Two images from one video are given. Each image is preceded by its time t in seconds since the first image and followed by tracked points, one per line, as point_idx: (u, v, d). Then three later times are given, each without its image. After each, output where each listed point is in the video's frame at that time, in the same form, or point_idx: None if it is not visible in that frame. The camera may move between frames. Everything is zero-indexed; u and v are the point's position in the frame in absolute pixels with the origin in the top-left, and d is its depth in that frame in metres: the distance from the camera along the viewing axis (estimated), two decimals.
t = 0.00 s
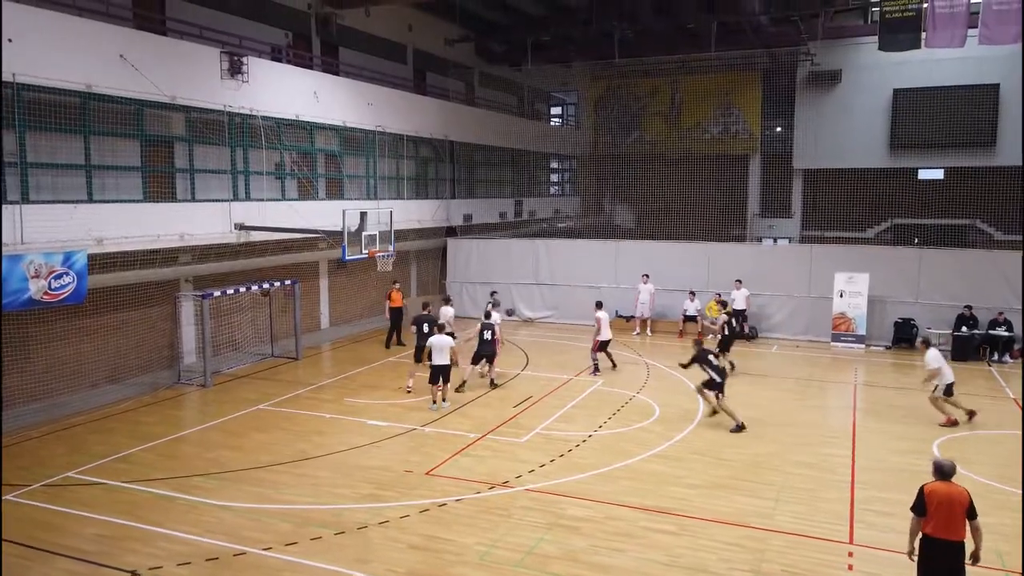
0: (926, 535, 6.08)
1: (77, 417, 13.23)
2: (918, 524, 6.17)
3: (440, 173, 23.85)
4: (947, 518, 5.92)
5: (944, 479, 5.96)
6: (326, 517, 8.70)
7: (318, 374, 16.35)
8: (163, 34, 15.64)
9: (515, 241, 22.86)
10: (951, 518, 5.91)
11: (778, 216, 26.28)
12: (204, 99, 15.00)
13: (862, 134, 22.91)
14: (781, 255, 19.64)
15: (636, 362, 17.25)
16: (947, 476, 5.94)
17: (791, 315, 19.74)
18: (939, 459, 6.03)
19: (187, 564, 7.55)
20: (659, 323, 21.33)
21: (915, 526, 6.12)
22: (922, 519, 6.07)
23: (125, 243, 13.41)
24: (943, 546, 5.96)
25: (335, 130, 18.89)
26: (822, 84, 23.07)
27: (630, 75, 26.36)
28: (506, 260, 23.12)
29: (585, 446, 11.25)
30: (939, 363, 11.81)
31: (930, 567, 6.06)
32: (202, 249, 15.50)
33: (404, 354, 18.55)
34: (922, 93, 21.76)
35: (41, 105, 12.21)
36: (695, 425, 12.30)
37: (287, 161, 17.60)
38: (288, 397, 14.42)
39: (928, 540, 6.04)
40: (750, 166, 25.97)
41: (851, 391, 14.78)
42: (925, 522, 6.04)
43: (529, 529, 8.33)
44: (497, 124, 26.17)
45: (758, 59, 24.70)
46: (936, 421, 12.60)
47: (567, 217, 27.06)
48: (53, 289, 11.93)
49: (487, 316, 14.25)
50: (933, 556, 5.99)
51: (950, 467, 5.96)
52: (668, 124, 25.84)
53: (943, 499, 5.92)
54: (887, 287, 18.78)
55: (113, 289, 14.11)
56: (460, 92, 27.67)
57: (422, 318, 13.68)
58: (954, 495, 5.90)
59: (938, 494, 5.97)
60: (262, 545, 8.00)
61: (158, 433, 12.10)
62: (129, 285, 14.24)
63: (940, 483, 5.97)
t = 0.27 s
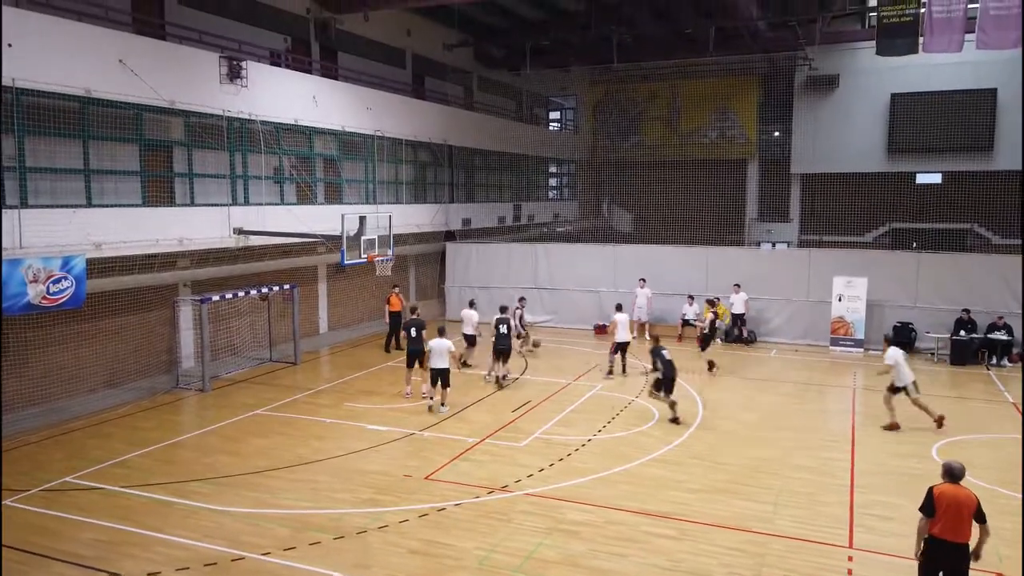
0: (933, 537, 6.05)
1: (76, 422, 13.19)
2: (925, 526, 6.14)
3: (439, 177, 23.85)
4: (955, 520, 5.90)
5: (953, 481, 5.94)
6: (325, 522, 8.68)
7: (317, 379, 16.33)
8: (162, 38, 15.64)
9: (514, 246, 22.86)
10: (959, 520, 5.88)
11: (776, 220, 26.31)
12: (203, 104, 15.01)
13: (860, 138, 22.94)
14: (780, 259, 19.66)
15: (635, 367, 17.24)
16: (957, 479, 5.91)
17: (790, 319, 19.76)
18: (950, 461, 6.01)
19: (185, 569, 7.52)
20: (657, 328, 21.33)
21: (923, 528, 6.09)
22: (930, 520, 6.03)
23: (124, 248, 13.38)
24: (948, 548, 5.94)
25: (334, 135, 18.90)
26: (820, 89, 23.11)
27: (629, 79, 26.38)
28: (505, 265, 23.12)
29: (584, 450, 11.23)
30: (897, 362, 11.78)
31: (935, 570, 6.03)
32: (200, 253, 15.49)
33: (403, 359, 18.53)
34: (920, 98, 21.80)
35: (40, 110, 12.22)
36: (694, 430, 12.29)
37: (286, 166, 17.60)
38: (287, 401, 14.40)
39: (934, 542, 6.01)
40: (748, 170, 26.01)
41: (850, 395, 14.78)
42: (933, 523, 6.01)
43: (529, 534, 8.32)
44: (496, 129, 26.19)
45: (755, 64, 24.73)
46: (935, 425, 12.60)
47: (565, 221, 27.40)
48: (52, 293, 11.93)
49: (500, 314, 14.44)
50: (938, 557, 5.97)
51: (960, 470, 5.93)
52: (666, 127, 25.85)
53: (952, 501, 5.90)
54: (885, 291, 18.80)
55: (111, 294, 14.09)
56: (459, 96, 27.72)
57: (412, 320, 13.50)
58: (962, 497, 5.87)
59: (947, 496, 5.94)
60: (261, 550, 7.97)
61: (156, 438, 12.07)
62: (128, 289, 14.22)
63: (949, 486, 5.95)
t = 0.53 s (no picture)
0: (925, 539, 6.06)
1: (70, 427, 13.15)
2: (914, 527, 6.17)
3: (434, 182, 23.87)
4: (947, 521, 5.93)
5: (942, 481, 5.97)
6: (319, 527, 8.65)
7: (312, 383, 16.30)
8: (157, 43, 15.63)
9: (509, 250, 22.88)
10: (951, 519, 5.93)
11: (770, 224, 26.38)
12: (197, 108, 15.00)
13: (853, 143, 23.04)
14: (774, 263, 19.72)
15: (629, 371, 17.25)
16: (946, 479, 5.96)
17: (784, 323, 19.81)
18: (936, 463, 6.04)
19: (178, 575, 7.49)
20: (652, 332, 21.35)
21: (914, 531, 6.09)
22: (921, 522, 6.04)
23: (117, 252, 13.33)
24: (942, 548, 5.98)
25: (329, 139, 18.90)
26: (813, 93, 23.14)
27: (625, 83, 26.24)
28: (500, 269, 23.14)
29: (578, 454, 11.23)
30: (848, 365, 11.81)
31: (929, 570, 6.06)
32: (194, 257, 15.45)
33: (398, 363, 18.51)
34: (913, 103, 21.90)
35: (33, 114, 12.20)
36: (689, 433, 12.29)
37: (281, 170, 17.59)
38: (281, 406, 14.37)
39: (927, 543, 6.03)
40: (743, 175, 26.09)
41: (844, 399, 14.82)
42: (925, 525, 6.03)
43: (523, 538, 8.31)
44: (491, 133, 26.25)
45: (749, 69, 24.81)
46: (928, 428, 12.64)
47: (561, 225, 27.70)
48: (46, 298, 11.90)
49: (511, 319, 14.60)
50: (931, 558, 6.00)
51: (947, 470, 5.98)
52: (661, 131, 25.87)
53: (944, 501, 5.93)
54: (878, 295, 18.87)
55: (105, 298, 14.05)
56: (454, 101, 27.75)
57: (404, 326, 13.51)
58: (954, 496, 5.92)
59: (938, 497, 5.96)
60: (254, 556, 7.94)
61: (150, 443, 12.03)
62: (122, 293, 14.19)
63: (939, 486, 5.98)
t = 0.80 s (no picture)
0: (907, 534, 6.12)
1: (60, 432, 13.06)
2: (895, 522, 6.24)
3: (425, 186, 23.87)
4: (926, 516, 6.00)
5: (919, 476, 6.04)
6: (310, 533, 8.62)
7: (302, 388, 16.24)
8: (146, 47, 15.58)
9: (500, 254, 22.90)
10: (930, 513, 5.99)
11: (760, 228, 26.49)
12: (187, 113, 14.95)
13: (842, 148, 23.17)
14: (764, 267, 19.81)
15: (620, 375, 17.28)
16: (922, 473, 6.03)
17: (774, 326, 19.90)
18: (912, 458, 6.11)
19: None
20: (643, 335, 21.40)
21: (896, 527, 6.16)
22: (902, 518, 6.11)
23: (106, 257, 13.26)
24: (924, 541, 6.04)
25: (320, 143, 18.88)
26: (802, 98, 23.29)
27: (616, 88, 26.42)
28: (491, 273, 23.15)
29: (570, 458, 11.24)
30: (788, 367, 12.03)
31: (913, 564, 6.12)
32: (183, 262, 15.39)
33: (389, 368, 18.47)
34: (901, 108, 22.07)
35: (22, 119, 12.14)
36: (679, 437, 12.32)
37: (271, 174, 17.56)
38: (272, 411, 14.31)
39: (909, 538, 6.10)
40: (733, 179, 26.20)
41: (833, 402, 14.89)
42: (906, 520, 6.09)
43: (514, 542, 8.30)
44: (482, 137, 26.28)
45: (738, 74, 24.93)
46: (917, 431, 12.71)
47: (552, 230, 27.57)
48: (33, 303, 11.92)
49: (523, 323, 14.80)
50: (914, 553, 6.07)
51: (923, 465, 6.05)
52: (651, 136, 25.95)
53: (922, 496, 5.99)
54: (867, 299, 18.99)
55: (94, 303, 13.97)
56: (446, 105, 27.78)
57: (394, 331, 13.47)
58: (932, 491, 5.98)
59: (917, 492, 6.03)
60: (244, 562, 7.91)
61: (140, 449, 11.95)
62: (110, 298, 14.12)
63: (916, 481, 6.05)
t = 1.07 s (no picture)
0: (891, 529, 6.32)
1: (47, 438, 12.95)
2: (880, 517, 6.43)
3: (416, 191, 23.85)
4: (910, 510, 6.19)
5: (902, 472, 6.23)
6: (299, 538, 8.58)
7: (292, 393, 16.16)
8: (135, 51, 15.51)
9: (491, 259, 22.88)
10: (913, 508, 6.18)
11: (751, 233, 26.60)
12: (177, 117, 14.88)
13: (832, 153, 23.30)
14: (755, 271, 19.88)
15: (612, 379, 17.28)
16: (905, 469, 6.22)
17: (764, 331, 19.96)
18: (895, 455, 6.30)
19: None
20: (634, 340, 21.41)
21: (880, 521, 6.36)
22: (886, 513, 6.31)
23: (95, 263, 13.17)
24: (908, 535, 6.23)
25: (310, 148, 18.82)
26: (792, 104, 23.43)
27: (607, 93, 26.53)
28: (482, 278, 23.14)
29: (561, 463, 11.22)
30: (719, 367, 12.54)
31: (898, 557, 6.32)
32: (173, 267, 15.30)
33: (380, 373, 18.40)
34: (889, 114, 22.24)
35: (11, 123, 12.07)
36: (670, 442, 12.33)
37: (261, 179, 17.50)
38: (262, 416, 14.23)
39: (894, 532, 6.29)
40: (723, 184, 26.29)
41: (823, 406, 14.94)
42: (890, 514, 6.30)
43: (504, 547, 8.29)
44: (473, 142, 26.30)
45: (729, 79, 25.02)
46: (906, 435, 12.77)
47: (543, 234, 27.61)
48: (21, 308, 11.77)
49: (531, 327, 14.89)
50: (895, 547, 6.25)
51: (905, 461, 6.25)
52: (642, 141, 26.03)
53: (905, 492, 6.19)
54: (857, 303, 19.08)
55: (82, 309, 13.87)
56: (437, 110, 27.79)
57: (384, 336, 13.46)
58: (915, 486, 6.17)
59: (900, 488, 6.22)
60: (232, 568, 7.86)
61: (128, 455, 11.87)
62: (99, 304, 14.03)
63: (899, 477, 6.25)
